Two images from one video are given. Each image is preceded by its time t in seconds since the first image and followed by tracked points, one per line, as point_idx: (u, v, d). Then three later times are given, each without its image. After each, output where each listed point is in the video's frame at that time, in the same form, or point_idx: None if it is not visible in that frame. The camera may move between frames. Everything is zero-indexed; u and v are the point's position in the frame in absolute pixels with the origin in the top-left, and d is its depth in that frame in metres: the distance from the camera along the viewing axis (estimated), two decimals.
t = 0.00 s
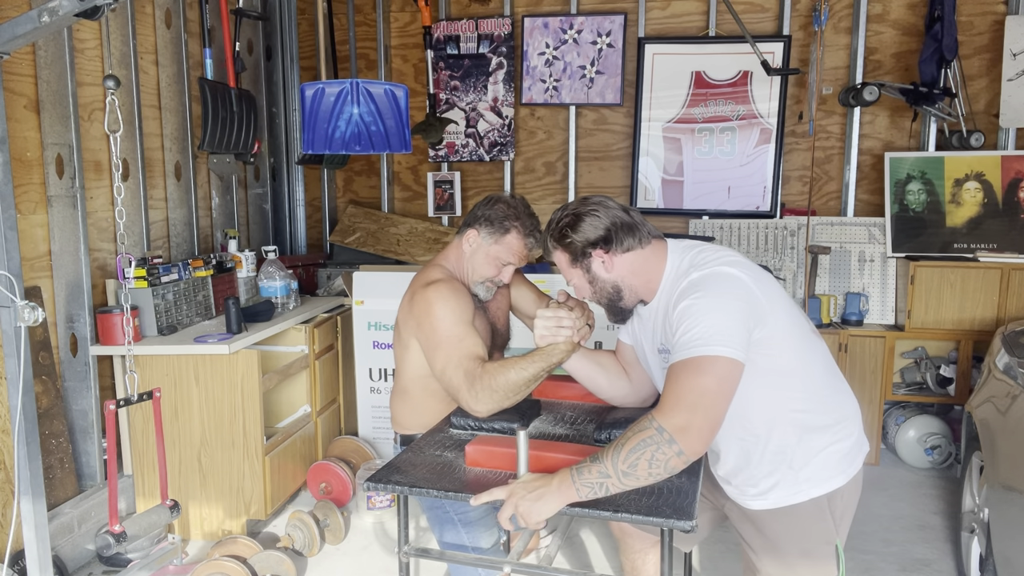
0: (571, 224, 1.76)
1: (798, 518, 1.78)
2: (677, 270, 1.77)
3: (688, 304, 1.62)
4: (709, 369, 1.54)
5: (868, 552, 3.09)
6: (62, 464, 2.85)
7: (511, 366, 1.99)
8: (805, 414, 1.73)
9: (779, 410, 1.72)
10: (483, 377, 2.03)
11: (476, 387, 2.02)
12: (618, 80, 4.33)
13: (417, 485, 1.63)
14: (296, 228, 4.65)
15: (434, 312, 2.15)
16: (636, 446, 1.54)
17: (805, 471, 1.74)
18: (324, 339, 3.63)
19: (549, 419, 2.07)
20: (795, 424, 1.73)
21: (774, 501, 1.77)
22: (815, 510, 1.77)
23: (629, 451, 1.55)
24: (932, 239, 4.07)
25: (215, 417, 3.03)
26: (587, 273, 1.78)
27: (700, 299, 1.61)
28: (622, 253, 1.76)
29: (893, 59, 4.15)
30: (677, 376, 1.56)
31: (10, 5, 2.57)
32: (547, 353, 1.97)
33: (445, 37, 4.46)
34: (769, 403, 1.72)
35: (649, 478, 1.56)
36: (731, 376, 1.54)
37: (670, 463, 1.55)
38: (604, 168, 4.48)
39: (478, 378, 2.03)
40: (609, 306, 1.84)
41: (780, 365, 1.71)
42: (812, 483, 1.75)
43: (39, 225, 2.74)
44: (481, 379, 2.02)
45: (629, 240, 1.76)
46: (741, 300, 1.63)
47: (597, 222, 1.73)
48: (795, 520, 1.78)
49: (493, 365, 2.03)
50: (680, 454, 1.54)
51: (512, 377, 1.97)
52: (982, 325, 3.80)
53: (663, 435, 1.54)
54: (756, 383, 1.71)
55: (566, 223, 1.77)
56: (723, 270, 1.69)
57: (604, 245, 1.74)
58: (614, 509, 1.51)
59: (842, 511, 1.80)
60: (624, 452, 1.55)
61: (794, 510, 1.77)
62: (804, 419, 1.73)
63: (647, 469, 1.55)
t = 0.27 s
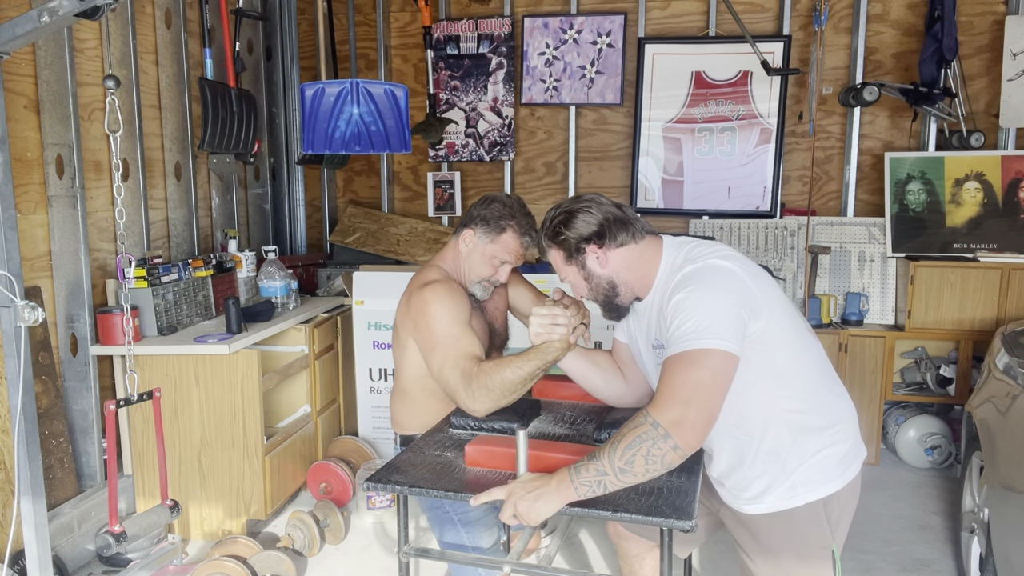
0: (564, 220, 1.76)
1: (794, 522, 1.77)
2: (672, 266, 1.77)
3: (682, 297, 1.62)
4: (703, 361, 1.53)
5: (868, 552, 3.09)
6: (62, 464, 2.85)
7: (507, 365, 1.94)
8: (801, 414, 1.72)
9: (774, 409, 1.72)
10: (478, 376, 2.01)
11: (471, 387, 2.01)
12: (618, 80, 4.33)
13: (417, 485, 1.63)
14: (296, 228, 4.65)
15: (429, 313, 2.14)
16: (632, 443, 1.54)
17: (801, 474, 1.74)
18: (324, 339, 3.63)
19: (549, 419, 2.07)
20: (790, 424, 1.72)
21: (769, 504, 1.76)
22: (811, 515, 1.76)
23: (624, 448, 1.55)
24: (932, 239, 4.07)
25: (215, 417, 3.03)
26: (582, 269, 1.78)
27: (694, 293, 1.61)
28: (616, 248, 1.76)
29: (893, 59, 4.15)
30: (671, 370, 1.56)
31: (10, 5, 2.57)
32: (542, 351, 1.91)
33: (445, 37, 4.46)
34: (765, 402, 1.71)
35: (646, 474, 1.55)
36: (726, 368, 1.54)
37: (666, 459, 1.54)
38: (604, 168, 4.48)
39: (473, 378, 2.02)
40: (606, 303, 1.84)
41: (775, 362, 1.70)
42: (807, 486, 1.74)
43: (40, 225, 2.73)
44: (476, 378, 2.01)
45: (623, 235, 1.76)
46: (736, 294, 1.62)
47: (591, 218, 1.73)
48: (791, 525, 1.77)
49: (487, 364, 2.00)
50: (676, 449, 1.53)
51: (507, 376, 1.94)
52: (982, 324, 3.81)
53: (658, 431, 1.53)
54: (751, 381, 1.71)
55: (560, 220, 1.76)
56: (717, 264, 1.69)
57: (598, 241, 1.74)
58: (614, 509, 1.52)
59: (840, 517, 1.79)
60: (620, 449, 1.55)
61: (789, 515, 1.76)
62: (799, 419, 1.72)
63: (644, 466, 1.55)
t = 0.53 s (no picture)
0: (564, 213, 1.76)
1: (794, 528, 1.76)
2: (670, 260, 1.77)
3: (679, 291, 1.62)
4: (700, 355, 1.53)
5: (868, 552, 3.09)
6: (62, 464, 2.85)
7: (502, 365, 1.94)
8: (798, 413, 1.72)
9: (771, 408, 1.71)
10: (474, 376, 1.99)
11: (468, 388, 2.00)
12: (618, 80, 4.33)
13: (417, 485, 1.63)
14: (296, 229, 4.65)
15: (425, 313, 2.13)
16: (630, 437, 1.55)
17: (800, 476, 1.73)
18: (324, 339, 3.63)
19: (549, 419, 2.08)
20: (787, 423, 1.72)
21: (765, 504, 1.75)
22: (810, 519, 1.75)
23: (622, 443, 1.55)
24: (932, 239, 4.07)
25: (215, 417, 3.03)
26: (579, 263, 1.78)
27: (691, 286, 1.61)
28: (615, 242, 1.76)
29: (893, 59, 4.15)
30: (667, 363, 1.56)
31: (10, 5, 2.57)
32: (538, 350, 1.90)
33: (445, 37, 4.46)
34: (762, 401, 1.71)
35: (645, 469, 1.56)
36: (723, 362, 1.54)
37: (663, 453, 1.54)
38: (604, 168, 4.48)
39: (469, 378, 2.01)
40: (601, 298, 1.83)
41: (772, 359, 1.70)
42: (806, 489, 1.73)
43: (40, 225, 2.73)
44: (472, 379, 1.99)
45: (622, 230, 1.76)
46: (733, 288, 1.62)
47: (590, 211, 1.73)
48: (791, 530, 1.76)
49: (484, 364, 1.99)
50: (673, 442, 1.53)
51: (502, 376, 1.93)
52: (982, 324, 3.81)
53: (655, 424, 1.53)
54: (748, 377, 1.70)
55: (560, 213, 1.76)
56: (715, 258, 1.69)
57: (598, 234, 1.74)
58: (614, 508, 1.52)
59: (839, 522, 1.79)
60: (619, 444, 1.55)
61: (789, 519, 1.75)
62: (796, 419, 1.72)
63: (642, 461, 1.55)
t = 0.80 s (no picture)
0: (565, 218, 1.76)
1: (803, 537, 1.75)
2: (670, 260, 1.77)
3: (679, 289, 1.62)
4: (700, 352, 1.53)
5: (868, 552, 3.09)
6: (62, 464, 2.85)
7: (502, 368, 1.94)
8: (799, 416, 1.72)
9: (772, 411, 1.71)
10: (474, 378, 2.00)
11: (468, 390, 2.00)
12: (618, 80, 4.33)
13: (417, 485, 1.63)
14: (296, 229, 4.65)
15: (426, 313, 2.13)
16: (630, 435, 1.55)
17: (805, 482, 1.73)
18: (324, 339, 3.63)
19: (549, 419, 2.08)
20: (788, 425, 1.72)
21: (765, 508, 1.75)
22: (818, 527, 1.74)
23: (623, 441, 1.55)
24: (932, 239, 4.07)
25: (215, 417, 3.03)
26: (582, 267, 1.78)
27: (691, 284, 1.61)
28: (617, 245, 1.76)
29: (893, 59, 4.15)
30: (667, 360, 1.56)
31: (10, 5, 2.57)
32: (538, 354, 1.88)
33: (445, 37, 4.46)
34: (763, 403, 1.71)
35: (646, 466, 1.55)
36: (722, 359, 1.54)
37: (663, 450, 1.54)
38: (604, 168, 4.48)
39: (469, 380, 2.01)
40: (604, 302, 1.83)
41: (772, 361, 1.70)
42: (813, 496, 1.73)
43: (39, 225, 2.73)
44: (473, 382, 2.00)
45: (623, 233, 1.76)
46: (733, 286, 1.63)
47: (591, 215, 1.74)
48: (800, 540, 1.75)
49: (483, 366, 1.99)
50: (673, 438, 1.53)
51: (502, 379, 1.93)
52: (982, 324, 3.81)
53: (655, 421, 1.53)
54: (748, 379, 1.70)
55: (561, 218, 1.76)
56: (715, 257, 1.70)
57: (599, 237, 1.74)
58: (614, 508, 1.52)
59: (848, 527, 1.78)
60: (619, 442, 1.55)
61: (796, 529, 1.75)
62: (798, 422, 1.72)
63: (642, 458, 1.55)
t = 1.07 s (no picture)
0: (569, 216, 1.76)
1: (800, 541, 1.75)
2: (670, 258, 1.77)
3: (678, 286, 1.62)
4: (698, 348, 1.54)
5: (868, 552, 3.09)
6: (62, 464, 2.85)
7: (503, 365, 1.93)
8: (796, 417, 1.72)
9: (769, 411, 1.71)
10: (475, 377, 1.99)
11: (469, 388, 1.99)
12: (618, 80, 4.33)
13: (416, 485, 1.63)
14: (296, 229, 4.65)
15: (428, 311, 2.13)
16: (629, 430, 1.54)
17: (801, 484, 1.73)
18: (324, 339, 3.63)
19: (549, 419, 2.08)
20: (784, 426, 1.72)
21: (760, 511, 1.74)
22: (814, 531, 1.74)
23: (622, 437, 1.55)
24: (932, 239, 4.07)
25: (215, 417, 3.03)
26: (586, 265, 1.78)
27: (690, 281, 1.61)
28: (621, 243, 1.76)
29: (893, 59, 4.15)
30: (665, 356, 1.56)
31: (10, 5, 2.57)
32: (539, 349, 1.88)
33: (445, 37, 4.46)
34: (760, 403, 1.71)
35: (645, 461, 1.55)
36: (720, 355, 1.54)
37: (661, 446, 1.54)
38: (604, 168, 4.48)
39: (470, 377, 2.00)
40: (609, 299, 1.83)
41: (769, 360, 1.70)
42: (810, 498, 1.73)
43: (39, 225, 2.73)
44: (474, 380, 1.98)
45: (627, 230, 1.77)
46: (733, 284, 1.63)
47: (595, 214, 1.74)
48: (797, 544, 1.75)
49: (484, 364, 1.98)
50: (672, 433, 1.52)
51: (503, 376, 1.92)
52: (982, 324, 3.81)
53: (653, 416, 1.53)
54: (745, 378, 1.70)
55: (565, 217, 1.76)
56: (714, 255, 1.70)
57: (604, 235, 1.74)
58: (613, 508, 1.52)
59: (843, 532, 1.77)
60: (618, 438, 1.55)
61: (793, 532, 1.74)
62: (795, 423, 1.72)
63: (642, 453, 1.54)
